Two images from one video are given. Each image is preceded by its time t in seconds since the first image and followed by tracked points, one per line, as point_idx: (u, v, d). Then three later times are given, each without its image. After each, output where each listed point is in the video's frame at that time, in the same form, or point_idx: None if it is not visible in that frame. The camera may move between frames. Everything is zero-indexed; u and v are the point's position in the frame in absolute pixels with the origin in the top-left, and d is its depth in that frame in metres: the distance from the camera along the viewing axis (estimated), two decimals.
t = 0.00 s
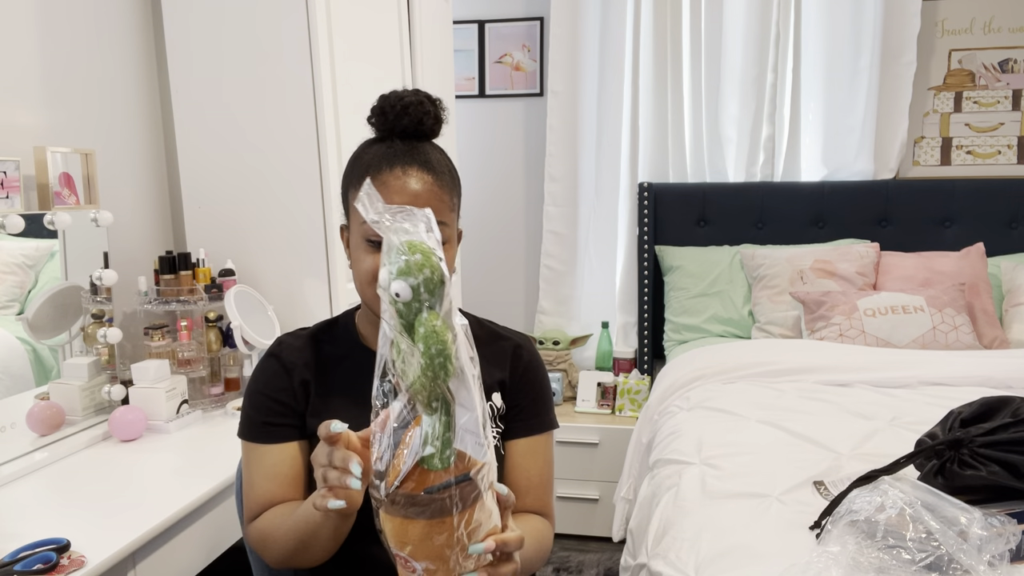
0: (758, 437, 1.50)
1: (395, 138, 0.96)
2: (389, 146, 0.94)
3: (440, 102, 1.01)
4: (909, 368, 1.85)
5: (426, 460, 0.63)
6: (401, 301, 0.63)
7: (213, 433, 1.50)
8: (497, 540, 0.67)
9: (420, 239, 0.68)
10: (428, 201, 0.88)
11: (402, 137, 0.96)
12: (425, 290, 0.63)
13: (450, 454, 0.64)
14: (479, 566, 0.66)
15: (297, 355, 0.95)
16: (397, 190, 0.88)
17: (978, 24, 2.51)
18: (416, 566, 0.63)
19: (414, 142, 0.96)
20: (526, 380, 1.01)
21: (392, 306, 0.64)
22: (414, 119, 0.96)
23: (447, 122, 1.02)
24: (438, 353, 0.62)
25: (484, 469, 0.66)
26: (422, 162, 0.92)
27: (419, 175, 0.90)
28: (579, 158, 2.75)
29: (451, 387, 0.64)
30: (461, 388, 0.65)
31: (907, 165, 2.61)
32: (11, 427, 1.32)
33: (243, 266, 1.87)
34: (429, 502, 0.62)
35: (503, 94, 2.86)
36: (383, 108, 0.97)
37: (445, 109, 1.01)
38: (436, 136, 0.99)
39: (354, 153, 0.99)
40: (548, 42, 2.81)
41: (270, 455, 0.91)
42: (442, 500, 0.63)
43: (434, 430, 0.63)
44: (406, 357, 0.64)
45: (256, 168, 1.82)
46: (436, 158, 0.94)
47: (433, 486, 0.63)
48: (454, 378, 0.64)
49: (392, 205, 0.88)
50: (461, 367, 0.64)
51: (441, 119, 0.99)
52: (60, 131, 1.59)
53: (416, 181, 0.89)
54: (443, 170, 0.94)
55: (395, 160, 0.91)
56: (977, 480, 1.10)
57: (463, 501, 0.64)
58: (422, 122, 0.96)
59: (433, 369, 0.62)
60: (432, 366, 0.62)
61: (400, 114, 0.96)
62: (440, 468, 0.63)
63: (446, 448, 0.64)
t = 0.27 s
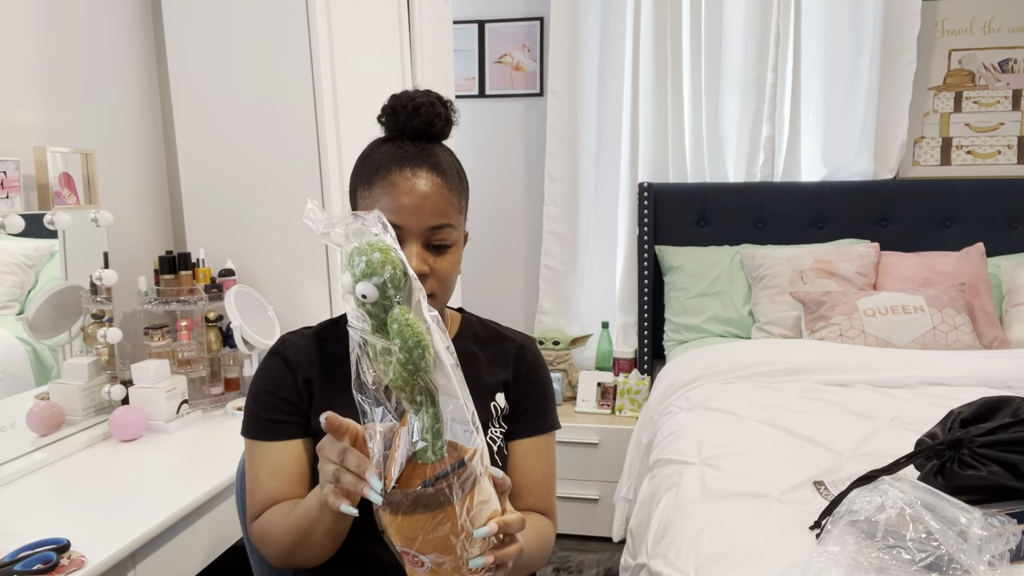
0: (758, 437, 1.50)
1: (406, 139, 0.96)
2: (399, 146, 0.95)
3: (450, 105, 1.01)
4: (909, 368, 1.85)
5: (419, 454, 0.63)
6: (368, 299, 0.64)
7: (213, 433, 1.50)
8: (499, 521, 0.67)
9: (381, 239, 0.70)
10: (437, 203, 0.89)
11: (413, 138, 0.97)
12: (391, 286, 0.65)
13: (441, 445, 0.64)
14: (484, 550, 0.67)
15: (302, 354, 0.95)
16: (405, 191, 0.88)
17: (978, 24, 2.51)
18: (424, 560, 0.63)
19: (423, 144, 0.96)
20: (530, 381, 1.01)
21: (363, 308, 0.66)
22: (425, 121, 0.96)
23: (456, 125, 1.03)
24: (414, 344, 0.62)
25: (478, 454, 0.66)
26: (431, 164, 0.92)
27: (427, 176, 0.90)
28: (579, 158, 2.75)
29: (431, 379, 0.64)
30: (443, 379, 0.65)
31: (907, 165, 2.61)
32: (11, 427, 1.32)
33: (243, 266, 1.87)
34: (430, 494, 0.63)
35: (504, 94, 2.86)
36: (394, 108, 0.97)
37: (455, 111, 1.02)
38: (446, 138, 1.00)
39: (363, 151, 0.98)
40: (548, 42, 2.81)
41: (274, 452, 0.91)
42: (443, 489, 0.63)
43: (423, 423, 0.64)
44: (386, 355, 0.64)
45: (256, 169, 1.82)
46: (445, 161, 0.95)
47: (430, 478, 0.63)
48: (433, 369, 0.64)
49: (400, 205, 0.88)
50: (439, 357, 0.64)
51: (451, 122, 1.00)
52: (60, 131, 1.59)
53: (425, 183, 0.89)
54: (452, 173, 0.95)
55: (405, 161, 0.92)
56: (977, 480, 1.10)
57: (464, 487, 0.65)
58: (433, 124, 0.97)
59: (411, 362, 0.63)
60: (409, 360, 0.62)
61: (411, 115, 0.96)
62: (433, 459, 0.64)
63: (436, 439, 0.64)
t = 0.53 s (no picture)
0: (758, 437, 1.50)
1: (408, 140, 0.96)
2: (401, 146, 0.95)
3: (453, 106, 1.01)
4: (909, 367, 1.85)
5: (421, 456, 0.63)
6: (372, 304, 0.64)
7: (213, 433, 1.50)
8: (500, 521, 0.67)
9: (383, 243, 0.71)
10: (439, 204, 0.89)
11: (415, 139, 0.97)
12: (394, 291, 0.65)
13: (442, 446, 0.65)
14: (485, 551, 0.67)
15: (303, 354, 0.95)
16: (408, 192, 0.88)
17: (978, 24, 2.50)
18: (423, 559, 0.64)
19: (427, 144, 0.96)
20: (531, 382, 1.01)
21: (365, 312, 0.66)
22: (428, 122, 0.96)
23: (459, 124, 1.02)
24: (417, 349, 0.62)
25: (478, 457, 0.66)
26: (434, 165, 0.93)
27: (430, 177, 0.90)
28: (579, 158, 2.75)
29: (434, 383, 0.64)
30: (445, 382, 0.64)
31: (907, 165, 2.61)
32: (11, 427, 1.32)
33: (243, 266, 1.87)
34: (429, 496, 0.63)
35: (504, 94, 2.86)
36: (397, 108, 0.97)
37: (459, 111, 1.02)
38: (448, 139, 1.00)
39: (366, 151, 0.99)
40: (548, 42, 2.81)
41: (275, 452, 0.91)
42: (443, 490, 0.63)
43: (425, 427, 0.64)
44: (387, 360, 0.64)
45: (256, 169, 1.82)
46: (448, 162, 0.95)
47: (430, 479, 0.63)
48: (436, 373, 0.64)
49: (403, 206, 0.88)
50: (441, 362, 0.64)
51: (455, 122, 1.00)
52: (60, 131, 1.59)
53: (427, 183, 0.89)
54: (454, 174, 0.95)
55: (408, 161, 0.92)
56: (977, 480, 1.10)
57: (464, 488, 0.65)
58: (436, 125, 0.97)
59: (414, 366, 0.63)
60: (412, 364, 0.63)
61: (414, 115, 0.96)
62: (433, 461, 0.64)
63: (436, 441, 0.64)
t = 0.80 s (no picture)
0: (758, 437, 1.50)
1: (413, 139, 0.96)
2: (405, 146, 0.95)
3: (457, 108, 1.02)
4: (909, 367, 1.85)
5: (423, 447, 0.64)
6: (369, 288, 0.63)
7: (213, 433, 1.50)
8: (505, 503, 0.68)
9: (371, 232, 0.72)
10: (443, 204, 0.89)
11: (419, 139, 0.97)
12: (390, 276, 0.65)
13: (442, 434, 0.65)
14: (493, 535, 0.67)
15: (303, 355, 0.95)
16: (411, 191, 0.88)
17: (979, 24, 2.50)
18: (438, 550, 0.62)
19: (430, 145, 0.96)
20: (530, 383, 1.01)
21: (361, 300, 0.65)
22: (432, 122, 0.96)
23: (462, 126, 1.03)
24: (420, 330, 0.63)
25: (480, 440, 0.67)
26: (438, 165, 0.93)
27: (434, 177, 0.90)
28: (579, 158, 2.75)
29: (433, 366, 0.65)
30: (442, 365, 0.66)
31: (907, 165, 2.61)
32: (11, 426, 1.32)
33: (243, 267, 1.87)
34: (444, 481, 0.61)
35: (504, 95, 2.86)
36: (401, 108, 0.97)
37: (462, 113, 1.02)
38: (452, 141, 1.00)
39: (369, 151, 0.99)
40: (548, 42, 2.81)
41: (273, 454, 0.91)
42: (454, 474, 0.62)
43: (425, 412, 0.65)
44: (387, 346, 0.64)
45: (256, 169, 1.82)
46: (451, 163, 0.95)
47: (438, 466, 0.63)
48: (435, 356, 0.65)
49: (407, 205, 0.88)
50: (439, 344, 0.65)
51: (458, 123, 1.00)
52: (61, 131, 1.59)
53: (431, 183, 0.89)
54: (458, 175, 0.95)
55: (412, 161, 0.92)
56: (978, 480, 1.10)
57: (473, 472, 0.65)
58: (440, 125, 0.97)
59: (416, 348, 0.63)
60: (415, 347, 0.63)
61: (418, 115, 0.96)
62: (436, 448, 0.64)
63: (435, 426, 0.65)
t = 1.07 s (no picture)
0: (758, 437, 1.50)
1: (416, 138, 0.97)
2: (408, 146, 0.95)
3: (462, 109, 1.01)
4: (908, 367, 1.85)
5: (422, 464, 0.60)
6: (360, 315, 0.58)
7: (213, 433, 1.50)
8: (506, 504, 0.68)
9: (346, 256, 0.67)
10: (445, 203, 0.89)
11: (422, 139, 0.97)
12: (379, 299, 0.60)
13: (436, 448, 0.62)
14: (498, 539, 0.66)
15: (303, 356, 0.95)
16: (413, 190, 0.89)
17: (978, 24, 2.50)
18: (451, 563, 0.60)
19: (433, 144, 0.96)
20: (530, 385, 1.01)
21: (347, 327, 0.59)
22: (435, 122, 0.96)
23: (466, 126, 1.02)
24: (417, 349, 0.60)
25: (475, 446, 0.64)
26: (441, 164, 0.93)
27: (436, 175, 0.91)
28: (579, 158, 2.75)
29: (426, 382, 0.61)
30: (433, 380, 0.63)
31: (907, 165, 2.61)
32: (11, 426, 1.31)
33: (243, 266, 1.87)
34: (453, 493, 0.59)
35: (504, 94, 2.86)
36: (405, 108, 0.97)
37: (466, 113, 1.02)
38: (456, 141, 1.00)
39: (372, 151, 0.99)
40: (548, 42, 2.81)
41: (272, 455, 0.91)
42: (459, 485, 0.60)
43: (418, 429, 0.60)
44: (376, 372, 0.59)
45: (256, 169, 1.82)
46: (454, 162, 0.95)
47: (443, 479, 0.60)
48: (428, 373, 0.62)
49: (409, 203, 0.88)
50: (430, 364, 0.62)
51: (462, 123, 1.00)
52: (60, 131, 1.59)
53: (433, 182, 0.90)
54: (461, 175, 0.95)
55: (414, 160, 0.92)
56: (977, 480, 1.10)
57: (474, 479, 0.63)
58: (443, 125, 0.97)
59: (413, 368, 0.59)
60: (411, 367, 0.59)
61: (422, 115, 0.96)
62: (433, 463, 0.61)
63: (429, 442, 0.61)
